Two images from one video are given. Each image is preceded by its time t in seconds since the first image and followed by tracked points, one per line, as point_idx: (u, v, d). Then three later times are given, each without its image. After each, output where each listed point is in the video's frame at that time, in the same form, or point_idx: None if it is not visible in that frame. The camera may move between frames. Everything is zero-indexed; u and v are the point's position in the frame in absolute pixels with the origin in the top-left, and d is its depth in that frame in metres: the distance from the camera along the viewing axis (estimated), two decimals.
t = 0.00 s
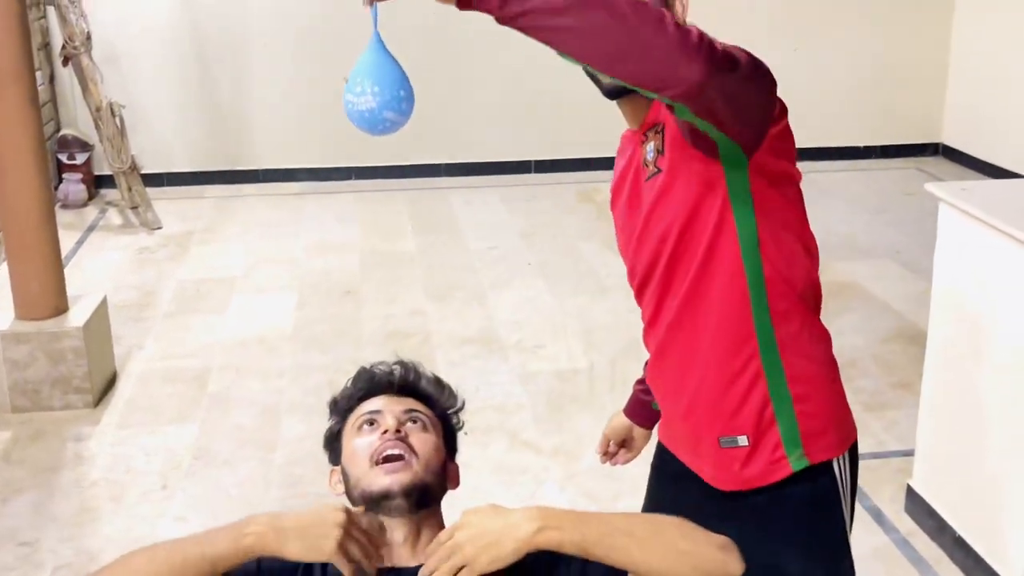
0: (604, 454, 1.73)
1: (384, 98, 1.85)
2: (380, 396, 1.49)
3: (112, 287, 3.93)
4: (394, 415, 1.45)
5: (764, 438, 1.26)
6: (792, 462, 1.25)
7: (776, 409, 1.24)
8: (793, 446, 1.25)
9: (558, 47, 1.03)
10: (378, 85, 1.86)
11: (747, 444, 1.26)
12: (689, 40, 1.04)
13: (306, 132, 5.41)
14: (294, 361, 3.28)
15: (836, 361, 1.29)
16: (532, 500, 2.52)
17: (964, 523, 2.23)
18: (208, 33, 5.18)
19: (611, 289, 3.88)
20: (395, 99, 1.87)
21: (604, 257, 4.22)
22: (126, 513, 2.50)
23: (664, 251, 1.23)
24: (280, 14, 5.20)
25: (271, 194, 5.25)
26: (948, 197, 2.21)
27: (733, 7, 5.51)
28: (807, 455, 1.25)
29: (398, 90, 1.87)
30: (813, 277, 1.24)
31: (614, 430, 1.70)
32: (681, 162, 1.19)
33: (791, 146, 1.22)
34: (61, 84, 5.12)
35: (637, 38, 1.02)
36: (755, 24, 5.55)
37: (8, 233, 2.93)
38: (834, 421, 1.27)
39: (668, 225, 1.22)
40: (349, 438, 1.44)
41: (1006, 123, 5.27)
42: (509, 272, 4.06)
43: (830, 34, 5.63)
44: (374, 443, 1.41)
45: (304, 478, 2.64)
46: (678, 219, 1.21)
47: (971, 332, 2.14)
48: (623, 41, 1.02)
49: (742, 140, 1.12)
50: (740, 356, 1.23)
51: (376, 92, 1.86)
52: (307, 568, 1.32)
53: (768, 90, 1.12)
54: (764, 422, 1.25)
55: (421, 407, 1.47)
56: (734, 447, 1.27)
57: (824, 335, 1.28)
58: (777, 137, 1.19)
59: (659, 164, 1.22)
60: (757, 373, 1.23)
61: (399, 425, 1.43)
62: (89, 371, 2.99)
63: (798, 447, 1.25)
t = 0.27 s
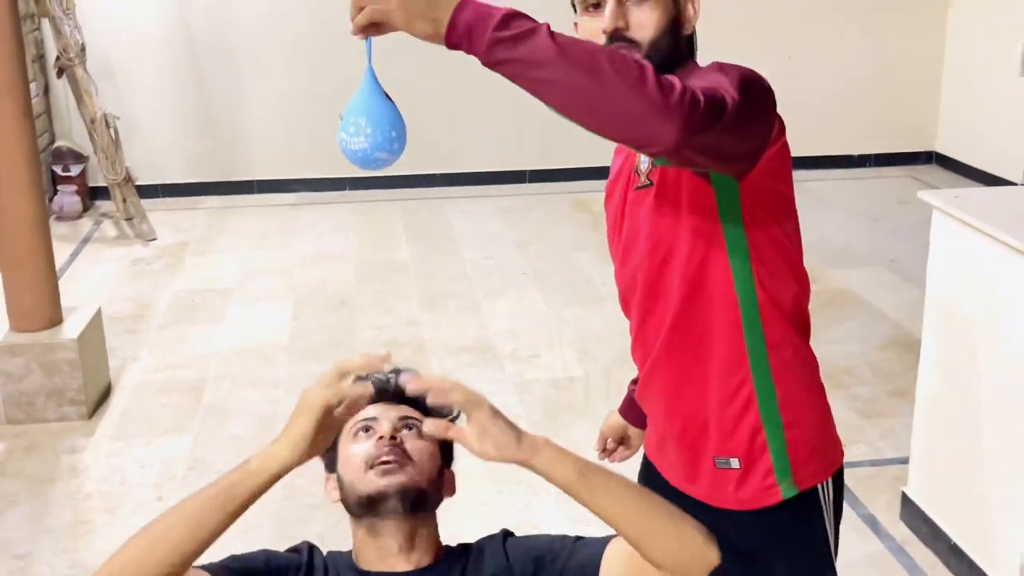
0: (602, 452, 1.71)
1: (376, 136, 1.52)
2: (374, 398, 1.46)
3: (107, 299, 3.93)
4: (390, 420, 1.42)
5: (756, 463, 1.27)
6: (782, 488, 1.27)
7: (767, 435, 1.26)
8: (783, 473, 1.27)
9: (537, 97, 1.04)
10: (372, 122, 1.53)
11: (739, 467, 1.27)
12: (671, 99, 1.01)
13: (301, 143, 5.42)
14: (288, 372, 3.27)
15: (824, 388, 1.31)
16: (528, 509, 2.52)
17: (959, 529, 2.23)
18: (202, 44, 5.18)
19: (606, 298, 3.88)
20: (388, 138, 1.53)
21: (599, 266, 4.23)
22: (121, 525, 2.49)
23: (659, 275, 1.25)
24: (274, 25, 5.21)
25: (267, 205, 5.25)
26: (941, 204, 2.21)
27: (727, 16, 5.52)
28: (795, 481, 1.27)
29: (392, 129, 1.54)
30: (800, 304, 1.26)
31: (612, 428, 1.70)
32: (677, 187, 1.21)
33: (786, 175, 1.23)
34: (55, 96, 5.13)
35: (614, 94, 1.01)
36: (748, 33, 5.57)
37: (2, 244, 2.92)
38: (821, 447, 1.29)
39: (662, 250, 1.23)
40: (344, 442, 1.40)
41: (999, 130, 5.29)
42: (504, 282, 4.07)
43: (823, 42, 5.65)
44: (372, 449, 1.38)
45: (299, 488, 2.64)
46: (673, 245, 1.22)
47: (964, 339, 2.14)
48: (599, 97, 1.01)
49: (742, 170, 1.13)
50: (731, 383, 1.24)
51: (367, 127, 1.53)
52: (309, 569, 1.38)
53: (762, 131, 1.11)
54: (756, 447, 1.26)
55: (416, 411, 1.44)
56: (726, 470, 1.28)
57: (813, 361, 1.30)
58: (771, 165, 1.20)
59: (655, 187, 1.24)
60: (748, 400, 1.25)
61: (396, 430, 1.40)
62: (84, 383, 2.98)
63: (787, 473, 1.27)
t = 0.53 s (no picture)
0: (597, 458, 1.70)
1: (372, 138, 1.52)
2: (370, 414, 1.48)
3: (103, 312, 3.93)
4: (384, 431, 1.43)
5: (736, 477, 1.30)
6: (762, 501, 1.29)
7: (747, 448, 1.28)
8: (764, 486, 1.29)
9: (522, 117, 1.08)
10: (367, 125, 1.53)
11: (719, 481, 1.30)
12: (653, 126, 1.03)
13: (297, 156, 5.43)
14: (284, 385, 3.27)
15: (809, 404, 1.33)
16: (524, 520, 2.52)
17: (954, 538, 2.23)
18: (198, 57, 5.20)
19: (602, 309, 3.89)
20: (384, 141, 1.53)
21: (595, 277, 4.23)
22: (117, 538, 2.49)
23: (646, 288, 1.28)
24: (270, 38, 5.23)
25: (263, 218, 5.25)
26: (933, 214, 2.23)
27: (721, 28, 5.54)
28: (776, 495, 1.29)
29: (388, 132, 1.53)
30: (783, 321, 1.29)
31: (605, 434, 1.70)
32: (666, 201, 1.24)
33: (777, 195, 1.25)
34: (51, 110, 5.14)
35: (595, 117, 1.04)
36: (743, 44, 5.59)
37: None
38: (804, 463, 1.31)
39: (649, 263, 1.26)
40: (339, 455, 1.42)
41: (994, 140, 5.30)
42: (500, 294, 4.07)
43: (817, 53, 5.67)
44: (364, 458, 1.40)
45: (295, 501, 2.64)
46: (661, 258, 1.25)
47: (957, 347, 2.15)
48: (580, 119, 1.04)
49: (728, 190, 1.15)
50: (713, 396, 1.27)
51: (363, 131, 1.52)
52: None
53: (747, 156, 1.13)
54: (736, 462, 1.29)
55: (411, 424, 1.46)
56: (706, 484, 1.30)
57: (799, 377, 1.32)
58: (762, 185, 1.22)
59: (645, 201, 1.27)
60: (730, 413, 1.27)
61: (388, 440, 1.42)
62: (80, 396, 2.98)
63: (768, 487, 1.29)
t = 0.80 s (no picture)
0: (598, 473, 1.71)
1: (363, 156, 1.44)
2: (366, 434, 1.44)
3: (100, 334, 3.93)
4: (380, 451, 1.40)
5: (728, 497, 1.30)
6: (754, 522, 1.29)
7: (740, 470, 1.28)
8: (756, 507, 1.29)
9: (514, 138, 1.08)
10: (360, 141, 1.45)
11: (712, 501, 1.30)
12: (645, 151, 1.03)
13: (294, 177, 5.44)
14: (281, 406, 3.28)
15: (801, 426, 1.33)
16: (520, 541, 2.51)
17: (950, 557, 2.23)
18: (195, 80, 5.22)
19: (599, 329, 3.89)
20: (375, 159, 1.45)
21: (591, 297, 4.24)
22: (112, 561, 2.49)
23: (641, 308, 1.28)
24: (268, 61, 5.26)
25: (260, 239, 5.26)
26: (925, 232, 2.24)
27: (716, 48, 5.57)
28: (768, 516, 1.29)
29: (380, 150, 1.45)
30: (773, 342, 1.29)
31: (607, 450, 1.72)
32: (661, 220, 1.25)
33: (769, 216, 1.26)
34: (49, 133, 5.16)
35: (587, 141, 1.04)
36: (738, 65, 5.61)
37: None
38: (795, 484, 1.31)
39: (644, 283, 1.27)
40: (334, 476, 1.39)
41: (988, 159, 5.33)
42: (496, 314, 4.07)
43: (812, 73, 5.70)
44: (360, 479, 1.37)
45: (291, 523, 2.63)
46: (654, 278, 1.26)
47: (949, 365, 2.16)
48: (572, 142, 1.05)
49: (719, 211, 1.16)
50: (706, 417, 1.27)
51: (354, 148, 1.44)
52: None
53: (738, 180, 1.14)
54: (728, 482, 1.29)
55: (408, 444, 1.42)
56: (699, 503, 1.31)
57: (790, 399, 1.32)
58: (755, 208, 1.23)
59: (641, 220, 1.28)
60: (723, 434, 1.28)
61: (384, 460, 1.39)
62: (76, 419, 2.98)
63: (759, 509, 1.29)
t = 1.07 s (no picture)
0: (594, 480, 1.75)
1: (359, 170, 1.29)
2: (359, 454, 1.44)
3: (95, 355, 3.92)
4: (373, 471, 1.40)
5: (720, 517, 1.29)
6: (745, 543, 1.29)
7: (732, 489, 1.28)
8: (747, 527, 1.29)
9: (510, 157, 1.09)
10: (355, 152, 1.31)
11: (704, 520, 1.30)
12: (639, 171, 1.04)
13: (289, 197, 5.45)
14: (276, 426, 3.27)
15: (793, 447, 1.33)
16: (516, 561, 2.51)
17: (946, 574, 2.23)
18: (191, 100, 5.24)
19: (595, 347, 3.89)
20: (371, 175, 1.30)
21: (587, 315, 4.24)
22: None
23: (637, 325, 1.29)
24: (263, 82, 5.28)
25: (256, 259, 5.26)
26: (919, 249, 2.25)
27: (710, 67, 5.59)
28: (759, 536, 1.29)
29: (377, 164, 1.30)
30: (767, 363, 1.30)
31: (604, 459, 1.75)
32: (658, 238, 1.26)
33: (765, 239, 1.26)
34: (45, 153, 5.16)
35: (582, 159, 1.05)
36: (732, 83, 5.64)
37: None
38: (786, 505, 1.31)
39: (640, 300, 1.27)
40: (328, 496, 1.38)
41: (982, 176, 5.35)
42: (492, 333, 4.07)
43: (805, 91, 5.73)
44: (353, 499, 1.36)
45: (286, 543, 2.63)
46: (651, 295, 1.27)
47: (943, 381, 2.16)
48: (567, 160, 1.05)
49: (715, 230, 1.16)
50: (700, 435, 1.28)
51: (351, 162, 1.30)
52: None
53: (733, 201, 1.14)
54: (721, 501, 1.29)
55: (401, 463, 1.42)
56: (691, 522, 1.31)
57: (783, 420, 1.32)
58: (752, 230, 1.23)
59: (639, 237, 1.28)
60: (716, 453, 1.28)
61: (377, 480, 1.39)
62: (70, 440, 2.98)
63: (751, 529, 1.29)
